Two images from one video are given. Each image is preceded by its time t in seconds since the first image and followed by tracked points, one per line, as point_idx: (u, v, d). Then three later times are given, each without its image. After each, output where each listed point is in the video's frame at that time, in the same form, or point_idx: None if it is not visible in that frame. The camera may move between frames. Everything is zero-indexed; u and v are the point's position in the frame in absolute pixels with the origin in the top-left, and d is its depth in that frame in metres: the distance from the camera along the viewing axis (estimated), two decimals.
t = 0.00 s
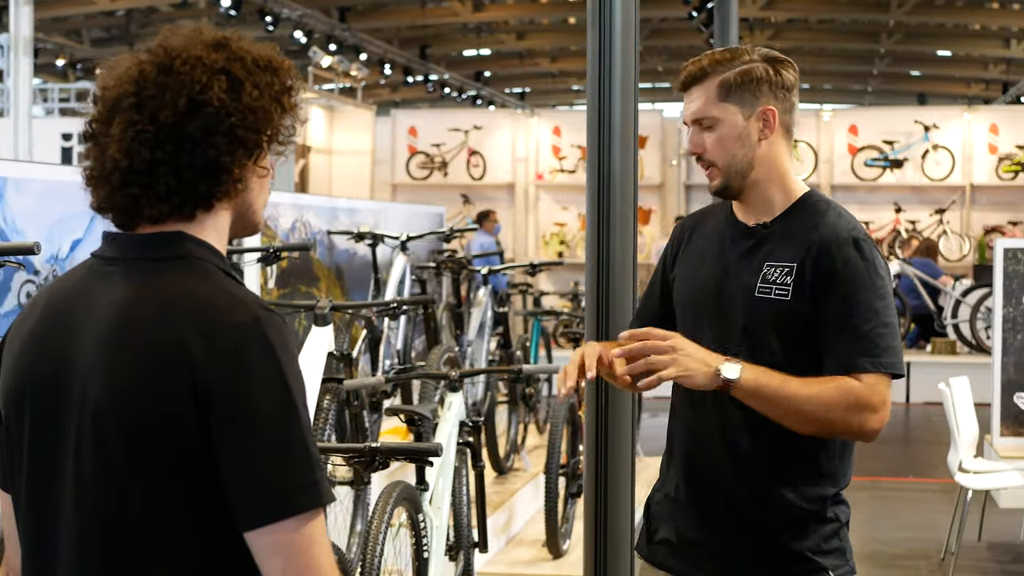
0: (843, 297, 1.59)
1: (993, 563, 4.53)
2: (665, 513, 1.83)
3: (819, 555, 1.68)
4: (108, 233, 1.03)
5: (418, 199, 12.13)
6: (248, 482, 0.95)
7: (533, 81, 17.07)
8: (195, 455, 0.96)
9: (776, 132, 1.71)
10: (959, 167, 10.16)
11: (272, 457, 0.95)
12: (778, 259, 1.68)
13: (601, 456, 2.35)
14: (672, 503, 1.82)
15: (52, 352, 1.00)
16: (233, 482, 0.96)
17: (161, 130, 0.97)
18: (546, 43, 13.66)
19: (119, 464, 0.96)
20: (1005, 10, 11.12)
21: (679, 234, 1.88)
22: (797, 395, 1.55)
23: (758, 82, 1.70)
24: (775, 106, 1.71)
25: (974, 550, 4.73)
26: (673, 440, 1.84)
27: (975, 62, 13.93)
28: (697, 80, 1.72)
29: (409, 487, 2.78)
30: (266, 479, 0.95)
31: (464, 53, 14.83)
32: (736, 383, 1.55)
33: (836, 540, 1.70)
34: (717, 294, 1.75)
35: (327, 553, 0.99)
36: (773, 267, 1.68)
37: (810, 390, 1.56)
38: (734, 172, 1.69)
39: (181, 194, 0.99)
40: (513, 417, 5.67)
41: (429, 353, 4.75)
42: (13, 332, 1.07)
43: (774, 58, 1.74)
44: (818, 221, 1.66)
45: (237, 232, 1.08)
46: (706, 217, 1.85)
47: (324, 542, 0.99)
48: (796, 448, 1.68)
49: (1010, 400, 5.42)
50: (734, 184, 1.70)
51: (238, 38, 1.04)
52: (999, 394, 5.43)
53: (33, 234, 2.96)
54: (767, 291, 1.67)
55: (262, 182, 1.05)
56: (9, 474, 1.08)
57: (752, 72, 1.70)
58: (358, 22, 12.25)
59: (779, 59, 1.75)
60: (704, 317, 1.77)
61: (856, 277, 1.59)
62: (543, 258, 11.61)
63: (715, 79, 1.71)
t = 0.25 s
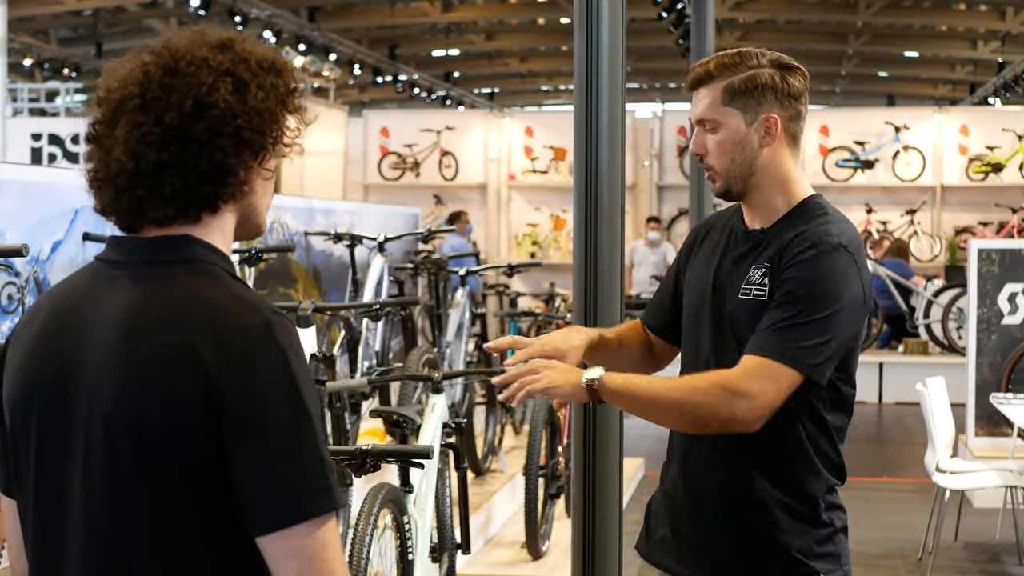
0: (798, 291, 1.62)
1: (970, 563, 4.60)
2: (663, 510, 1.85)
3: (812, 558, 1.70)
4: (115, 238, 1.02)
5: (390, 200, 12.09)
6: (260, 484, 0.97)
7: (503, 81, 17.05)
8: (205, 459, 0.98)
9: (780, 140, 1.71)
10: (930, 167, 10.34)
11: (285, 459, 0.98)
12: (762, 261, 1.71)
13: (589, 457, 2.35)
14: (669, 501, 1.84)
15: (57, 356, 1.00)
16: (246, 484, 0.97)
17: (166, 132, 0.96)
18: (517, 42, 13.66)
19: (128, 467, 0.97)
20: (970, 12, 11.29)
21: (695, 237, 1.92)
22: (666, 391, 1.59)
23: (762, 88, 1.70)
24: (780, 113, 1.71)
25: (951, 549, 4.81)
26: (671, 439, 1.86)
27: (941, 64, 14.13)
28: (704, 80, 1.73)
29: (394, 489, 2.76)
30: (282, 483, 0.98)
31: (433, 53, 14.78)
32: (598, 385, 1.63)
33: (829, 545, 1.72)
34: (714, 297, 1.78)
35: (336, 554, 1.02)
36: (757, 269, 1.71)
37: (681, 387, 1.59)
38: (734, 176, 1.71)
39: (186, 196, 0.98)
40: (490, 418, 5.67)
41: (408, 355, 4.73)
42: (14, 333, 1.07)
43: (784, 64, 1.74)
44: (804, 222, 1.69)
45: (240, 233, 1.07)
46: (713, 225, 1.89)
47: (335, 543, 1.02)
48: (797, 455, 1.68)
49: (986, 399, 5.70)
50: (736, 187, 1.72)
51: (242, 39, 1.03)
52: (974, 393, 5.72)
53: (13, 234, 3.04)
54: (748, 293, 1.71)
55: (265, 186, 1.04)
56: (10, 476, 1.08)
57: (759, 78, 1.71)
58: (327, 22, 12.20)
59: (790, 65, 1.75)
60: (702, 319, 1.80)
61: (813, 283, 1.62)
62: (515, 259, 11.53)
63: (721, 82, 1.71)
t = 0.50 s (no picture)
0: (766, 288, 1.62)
1: (957, 562, 4.64)
2: (658, 508, 1.85)
3: (797, 559, 1.69)
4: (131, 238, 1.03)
5: (373, 200, 12.08)
6: (277, 484, 0.97)
7: (484, 81, 17.05)
8: (221, 461, 0.98)
9: (778, 139, 1.72)
10: (912, 168, 10.43)
11: (302, 461, 0.98)
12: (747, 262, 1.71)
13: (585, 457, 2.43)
14: (663, 499, 1.84)
15: (74, 357, 1.01)
16: (262, 486, 0.97)
17: (182, 132, 0.97)
18: (499, 42, 13.67)
19: (142, 468, 0.97)
20: (949, 13, 11.39)
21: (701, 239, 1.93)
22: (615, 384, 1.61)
23: (760, 88, 1.71)
24: (781, 112, 1.72)
25: (938, 549, 4.85)
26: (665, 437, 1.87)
27: (921, 64, 14.25)
28: (703, 80, 1.74)
29: (388, 490, 2.77)
30: (301, 486, 0.98)
31: (414, 53, 14.76)
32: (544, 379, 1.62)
33: (818, 546, 1.71)
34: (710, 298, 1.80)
35: (350, 555, 1.02)
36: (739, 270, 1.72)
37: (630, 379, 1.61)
38: (734, 177, 1.73)
39: (202, 196, 0.99)
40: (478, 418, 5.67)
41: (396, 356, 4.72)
42: (28, 333, 1.07)
43: (783, 63, 1.75)
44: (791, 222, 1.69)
45: (254, 236, 1.08)
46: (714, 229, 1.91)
47: (349, 546, 1.02)
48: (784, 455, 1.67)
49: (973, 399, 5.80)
50: (735, 188, 1.74)
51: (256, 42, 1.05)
52: (961, 392, 5.80)
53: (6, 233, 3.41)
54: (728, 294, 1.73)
55: (280, 187, 1.05)
56: (24, 474, 1.08)
57: (758, 77, 1.72)
58: (308, 22, 12.18)
59: (788, 64, 1.76)
60: (698, 321, 1.82)
61: (785, 283, 1.61)
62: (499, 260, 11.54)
63: (720, 82, 1.73)
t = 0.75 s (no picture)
0: (756, 293, 1.61)
1: (949, 561, 4.68)
2: (654, 505, 1.87)
3: (786, 559, 1.68)
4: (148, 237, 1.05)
5: (362, 200, 12.07)
6: (292, 485, 0.97)
7: (470, 82, 17.04)
8: (235, 461, 0.97)
9: (768, 140, 1.73)
10: (900, 168, 10.50)
11: (317, 462, 0.97)
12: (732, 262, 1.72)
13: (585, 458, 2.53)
14: (659, 498, 1.86)
15: (90, 356, 1.01)
16: (277, 486, 0.97)
17: (244, 124, 1.05)
18: (487, 42, 13.67)
19: (156, 466, 0.97)
20: (934, 14, 11.46)
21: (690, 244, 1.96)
22: (638, 406, 1.63)
23: (752, 87, 1.72)
24: (771, 112, 1.73)
25: (930, 548, 4.89)
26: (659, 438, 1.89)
27: (907, 64, 14.33)
28: (695, 79, 1.75)
29: (386, 488, 2.76)
30: (317, 486, 0.97)
31: (400, 53, 14.74)
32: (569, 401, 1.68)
33: (809, 546, 1.70)
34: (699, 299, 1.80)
35: (364, 556, 1.02)
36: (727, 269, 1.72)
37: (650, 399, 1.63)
38: (723, 175, 1.74)
39: (251, 187, 1.07)
40: (471, 418, 5.68)
41: (390, 356, 4.72)
42: (45, 329, 1.07)
43: (773, 64, 1.76)
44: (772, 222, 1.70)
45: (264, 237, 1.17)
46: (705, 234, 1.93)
47: (364, 547, 1.02)
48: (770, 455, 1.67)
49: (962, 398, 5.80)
50: (723, 186, 1.75)
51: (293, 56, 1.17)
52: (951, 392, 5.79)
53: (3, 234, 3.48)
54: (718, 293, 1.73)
55: (304, 191, 1.17)
56: (40, 468, 1.09)
57: (749, 77, 1.72)
58: (295, 22, 12.17)
59: (777, 64, 1.77)
60: (690, 322, 1.83)
61: (777, 287, 1.60)
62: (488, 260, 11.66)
63: (712, 81, 1.73)
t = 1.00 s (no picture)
0: (782, 292, 1.61)
1: (940, 559, 4.72)
2: (649, 505, 1.88)
3: (793, 555, 1.69)
4: (163, 235, 1.14)
5: (349, 200, 12.05)
6: (305, 479, 1.05)
7: (455, 82, 17.05)
8: (247, 457, 1.06)
9: (768, 135, 1.82)
10: (887, 168, 10.58)
11: (329, 457, 1.06)
12: (739, 261, 1.71)
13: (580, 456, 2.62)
14: (655, 498, 1.86)
15: (104, 355, 1.10)
16: (290, 479, 1.05)
17: (281, 126, 1.13)
18: (473, 42, 13.68)
19: (173, 459, 1.06)
20: (919, 15, 11.55)
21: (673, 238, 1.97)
22: (722, 424, 1.64)
23: (760, 82, 1.81)
24: (772, 108, 1.82)
25: (921, 546, 4.92)
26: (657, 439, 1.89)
27: (892, 64, 14.42)
28: (706, 65, 1.80)
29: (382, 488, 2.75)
30: (331, 481, 1.05)
31: (386, 53, 14.73)
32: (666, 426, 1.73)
33: (813, 542, 1.71)
34: (690, 296, 1.81)
35: (376, 550, 1.10)
36: (734, 269, 1.71)
37: (734, 415, 1.63)
38: (729, 164, 1.76)
39: (279, 187, 1.14)
40: (461, 417, 5.68)
41: (381, 355, 4.71)
42: (56, 328, 1.16)
43: (772, 65, 1.87)
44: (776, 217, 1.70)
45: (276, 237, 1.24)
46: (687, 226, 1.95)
47: (375, 542, 1.10)
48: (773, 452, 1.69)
49: (951, 398, 5.98)
50: (727, 176, 1.76)
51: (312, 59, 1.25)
52: (939, 391, 5.97)
53: None
54: (729, 293, 1.71)
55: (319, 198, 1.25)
56: (54, 461, 1.17)
57: (756, 71, 1.81)
58: (280, 22, 12.15)
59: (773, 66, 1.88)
60: (684, 323, 1.82)
61: (799, 283, 1.60)
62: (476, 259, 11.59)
63: (725, 69, 1.79)
